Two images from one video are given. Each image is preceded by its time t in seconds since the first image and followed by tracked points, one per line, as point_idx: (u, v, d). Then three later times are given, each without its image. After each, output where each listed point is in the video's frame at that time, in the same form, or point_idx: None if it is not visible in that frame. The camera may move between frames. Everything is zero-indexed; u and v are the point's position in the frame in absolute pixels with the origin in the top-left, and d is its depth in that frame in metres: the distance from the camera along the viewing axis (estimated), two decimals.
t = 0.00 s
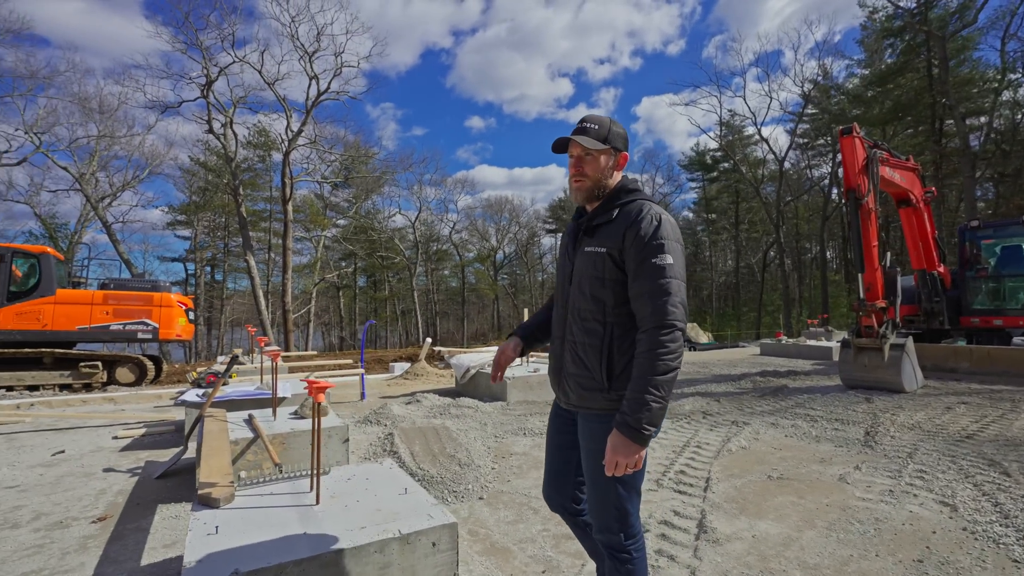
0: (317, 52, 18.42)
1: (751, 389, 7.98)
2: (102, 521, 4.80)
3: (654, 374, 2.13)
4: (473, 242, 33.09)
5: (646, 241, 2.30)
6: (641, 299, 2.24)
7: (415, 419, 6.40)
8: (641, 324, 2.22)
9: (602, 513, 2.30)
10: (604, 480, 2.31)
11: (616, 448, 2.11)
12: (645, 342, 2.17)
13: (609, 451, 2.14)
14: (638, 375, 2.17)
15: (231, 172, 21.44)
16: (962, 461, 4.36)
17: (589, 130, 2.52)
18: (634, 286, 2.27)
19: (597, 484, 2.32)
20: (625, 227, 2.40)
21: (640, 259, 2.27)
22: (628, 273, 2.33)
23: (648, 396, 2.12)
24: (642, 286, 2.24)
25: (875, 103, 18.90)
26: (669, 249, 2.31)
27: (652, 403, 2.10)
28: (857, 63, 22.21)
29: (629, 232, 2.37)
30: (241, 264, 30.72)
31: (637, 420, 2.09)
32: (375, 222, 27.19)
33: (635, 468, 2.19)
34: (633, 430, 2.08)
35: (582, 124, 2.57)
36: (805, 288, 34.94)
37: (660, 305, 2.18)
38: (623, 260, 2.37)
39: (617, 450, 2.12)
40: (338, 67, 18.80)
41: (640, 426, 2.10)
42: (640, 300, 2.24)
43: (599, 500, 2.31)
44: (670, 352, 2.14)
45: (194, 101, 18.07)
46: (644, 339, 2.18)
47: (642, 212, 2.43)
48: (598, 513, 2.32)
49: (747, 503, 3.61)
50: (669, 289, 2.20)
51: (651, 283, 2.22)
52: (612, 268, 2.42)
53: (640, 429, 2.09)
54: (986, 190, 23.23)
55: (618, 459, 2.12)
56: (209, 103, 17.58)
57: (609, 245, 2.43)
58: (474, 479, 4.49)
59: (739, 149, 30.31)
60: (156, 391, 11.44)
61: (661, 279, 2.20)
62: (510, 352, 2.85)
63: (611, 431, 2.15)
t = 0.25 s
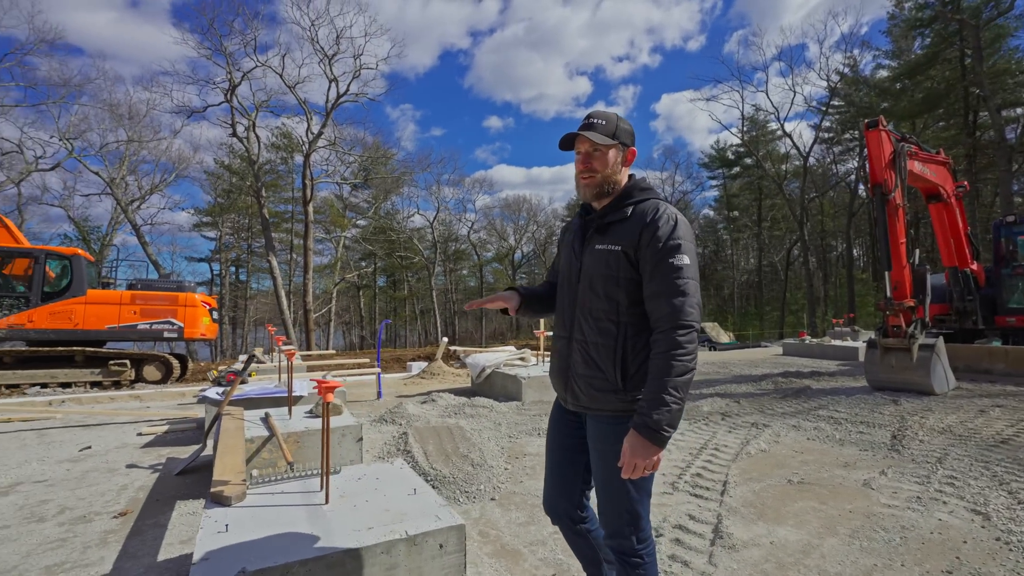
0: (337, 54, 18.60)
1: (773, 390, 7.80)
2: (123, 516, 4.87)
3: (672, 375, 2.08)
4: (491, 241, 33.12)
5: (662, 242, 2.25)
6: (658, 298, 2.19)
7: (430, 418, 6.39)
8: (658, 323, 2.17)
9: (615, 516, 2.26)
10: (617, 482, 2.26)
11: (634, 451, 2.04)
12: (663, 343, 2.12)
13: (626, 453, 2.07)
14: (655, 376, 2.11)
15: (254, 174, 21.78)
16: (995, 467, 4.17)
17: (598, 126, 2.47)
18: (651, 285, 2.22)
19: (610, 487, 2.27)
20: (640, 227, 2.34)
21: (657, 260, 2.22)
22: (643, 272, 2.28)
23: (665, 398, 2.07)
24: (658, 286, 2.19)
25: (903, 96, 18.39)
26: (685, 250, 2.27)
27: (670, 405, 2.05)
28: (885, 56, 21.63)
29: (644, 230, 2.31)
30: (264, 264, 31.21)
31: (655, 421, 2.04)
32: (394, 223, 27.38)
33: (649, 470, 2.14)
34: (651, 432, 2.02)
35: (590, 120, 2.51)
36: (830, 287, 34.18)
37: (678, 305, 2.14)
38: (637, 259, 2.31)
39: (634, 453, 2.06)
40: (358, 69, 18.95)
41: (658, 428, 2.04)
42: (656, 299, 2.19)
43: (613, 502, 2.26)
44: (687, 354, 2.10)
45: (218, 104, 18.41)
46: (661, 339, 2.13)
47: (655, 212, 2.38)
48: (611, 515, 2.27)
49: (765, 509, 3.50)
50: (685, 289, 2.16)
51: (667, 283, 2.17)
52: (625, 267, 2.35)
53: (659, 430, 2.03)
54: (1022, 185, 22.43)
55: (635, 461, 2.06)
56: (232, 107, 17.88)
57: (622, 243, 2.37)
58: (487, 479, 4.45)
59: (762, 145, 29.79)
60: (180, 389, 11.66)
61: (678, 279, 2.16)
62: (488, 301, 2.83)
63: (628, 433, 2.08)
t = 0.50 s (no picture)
0: (351, 61, 18.79)
1: (796, 391, 7.60)
2: (142, 521, 4.90)
3: (696, 378, 2.05)
4: (507, 244, 33.10)
5: (681, 243, 2.20)
6: (676, 300, 2.13)
7: (445, 422, 6.36)
8: (676, 326, 2.13)
9: (626, 519, 2.22)
10: (627, 485, 2.23)
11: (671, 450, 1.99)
12: (683, 345, 2.09)
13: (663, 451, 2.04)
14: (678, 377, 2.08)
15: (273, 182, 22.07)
16: None
17: (609, 124, 2.40)
18: (668, 285, 2.16)
19: (622, 490, 2.22)
20: (655, 227, 2.28)
21: (677, 260, 2.16)
22: (661, 273, 2.21)
23: (689, 400, 2.04)
24: (678, 287, 2.13)
25: (929, 86, 17.89)
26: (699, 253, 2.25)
27: (696, 407, 2.02)
28: (909, 45, 21.09)
29: (659, 233, 2.25)
30: (284, 271, 31.61)
31: (685, 419, 2.00)
32: (411, 227, 27.54)
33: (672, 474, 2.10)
34: (687, 435, 1.99)
35: (600, 118, 2.42)
36: (855, 284, 33.44)
37: (697, 308, 2.10)
38: (653, 260, 2.25)
39: (675, 452, 2.01)
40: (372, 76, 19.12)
41: (687, 428, 2.01)
42: (675, 300, 2.13)
43: (624, 505, 2.22)
44: (707, 355, 2.08)
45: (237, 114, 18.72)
46: (681, 341, 2.10)
47: (668, 215, 2.33)
48: (621, 519, 2.22)
49: (788, 515, 3.36)
50: (703, 292, 2.13)
51: (687, 285, 2.13)
52: (641, 266, 2.27)
53: (693, 430, 2.01)
54: None
55: (671, 460, 2.02)
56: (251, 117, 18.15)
57: (638, 242, 2.29)
58: (501, 485, 4.39)
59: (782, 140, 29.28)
60: (203, 394, 11.82)
61: (696, 282, 2.13)
62: (471, 296, 2.58)
63: (663, 433, 2.04)
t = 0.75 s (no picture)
0: (363, 67, 18.94)
1: (814, 393, 7.43)
2: (156, 523, 4.92)
3: (701, 379, 2.03)
4: (521, 246, 33.07)
5: (681, 246, 2.18)
6: (678, 302, 2.11)
7: (456, 426, 6.32)
8: (678, 327, 2.11)
9: (629, 520, 2.18)
10: (628, 485, 2.19)
11: (685, 449, 1.97)
12: (685, 346, 2.07)
13: (674, 450, 2.01)
14: (684, 377, 2.06)
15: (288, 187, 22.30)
16: None
17: (610, 126, 2.36)
18: (669, 287, 2.13)
19: (624, 491, 2.19)
20: (654, 230, 2.25)
21: (678, 262, 2.14)
22: (661, 276, 2.18)
23: (695, 401, 2.02)
24: (679, 290, 2.11)
25: (951, 80, 17.48)
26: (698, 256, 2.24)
27: (705, 408, 2.00)
28: (930, 39, 20.67)
29: (658, 235, 2.22)
30: (300, 275, 31.92)
31: (696, 419, 1.99)
32: (424, 231, 27.66)
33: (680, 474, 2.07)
34: (700, 434, 1.97)
35: (599, 123, 2.37)
36: (875, 283, 32.81)
37: (699, 310, 2.08)
38: (653, 264, 2.22)
39: (687, 450, 1.99)
40: (384, 80, 19.25)
41: (699, 427, 1.98)
42: (677, 302, 2.11)
43: (626, 506, 2.18)
44: (711, 356, 2.06)
45: (252, 121, 18.97)
46: (684, 342, 2.08)
47: (667, 218, 2.30)
48: (623, 521, 2.19)
49: (805, 521, 3.26)
50: (703, 295, 2.11)
51: (688, 287, 2.11)
52: (641, 269, 2.23)
53: (707, 430, 2.00)
54: None
55: (683, 459, 1.99)
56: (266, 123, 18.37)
57: (637, 245, 2.25)
58: (511, 488, 4.34)
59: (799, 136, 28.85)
60: (219, 398, 11.94)
61: (696, 284, 2.11)
62: (475, 294, 2.53)
63: (674, 433, 2.01)
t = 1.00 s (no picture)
0: (380, 65, 19.04)
1: (834, 392, 7.26)
2: (171, 515, 4.98)
3: (696, 370, 2.00)
4: (537, 243, 32.99)
5: (681, 240, 2.14)
6: (679, 296, 2.07)
7: (468, 422, 6.31)
8: (679, 321, 2.08)
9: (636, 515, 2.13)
10: (633, 481, 2.14)
11: (673, 435, 1.94)
12: (688, 339, 2.04)
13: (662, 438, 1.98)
14: (680, 369, 2.04)
15: (306, 186, 22.53)
16: None
17: (603, 125, 2.30)
18: (671, 282, 2.10)
19: (630, 485, 2.14)
20: (654, 226, 2.20)
21: (679, 257, 2.10)
22: (663, 271, 2.13)
23: (686, 391, 1.99)
24: (680, 284, 2.08)
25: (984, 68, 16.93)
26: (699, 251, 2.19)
27: (696, 398, 1.97)
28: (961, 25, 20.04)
29: (659, 231, 2.18)
30: (319, 272, 32.26)
31: (683, 408, 1.96)
32: (441, 228, 27.73)
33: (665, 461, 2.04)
34: (682, 418, 1.94)
35: (594, 121, 2.32)
36: (900, 280, 32.01)
37: (700, 304, 2.05)
38: (654, 259, 2.17)
39: (672, 437, 1.97)
40: (400, 78, 19.32)
41: (687, 416, 1.95)
42: (677, 297, 2.08)
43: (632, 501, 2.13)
44: (708, 349, 2.03)
45: (271, 120, 19.16)
46: (685, 336, 2.05)
47: (666, 215, 2.25)
48: (631, 516, 2.14)
49: (820, 524, 3.16)
50: (703, 288, 2.08)
51: (689, 282, 2.07)
52: (642, 265, 2.19)
53: (695, 420, 1.96)
54: None
55: (670, 447, 1.96)
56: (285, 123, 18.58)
57: (638, 241, 2.21)
58: (520, 486, 4.30)
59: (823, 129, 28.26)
60: (238, 393, 12.10)
61: (696, 278, 2.08)
62: (479, 292, 2.49)
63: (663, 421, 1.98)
